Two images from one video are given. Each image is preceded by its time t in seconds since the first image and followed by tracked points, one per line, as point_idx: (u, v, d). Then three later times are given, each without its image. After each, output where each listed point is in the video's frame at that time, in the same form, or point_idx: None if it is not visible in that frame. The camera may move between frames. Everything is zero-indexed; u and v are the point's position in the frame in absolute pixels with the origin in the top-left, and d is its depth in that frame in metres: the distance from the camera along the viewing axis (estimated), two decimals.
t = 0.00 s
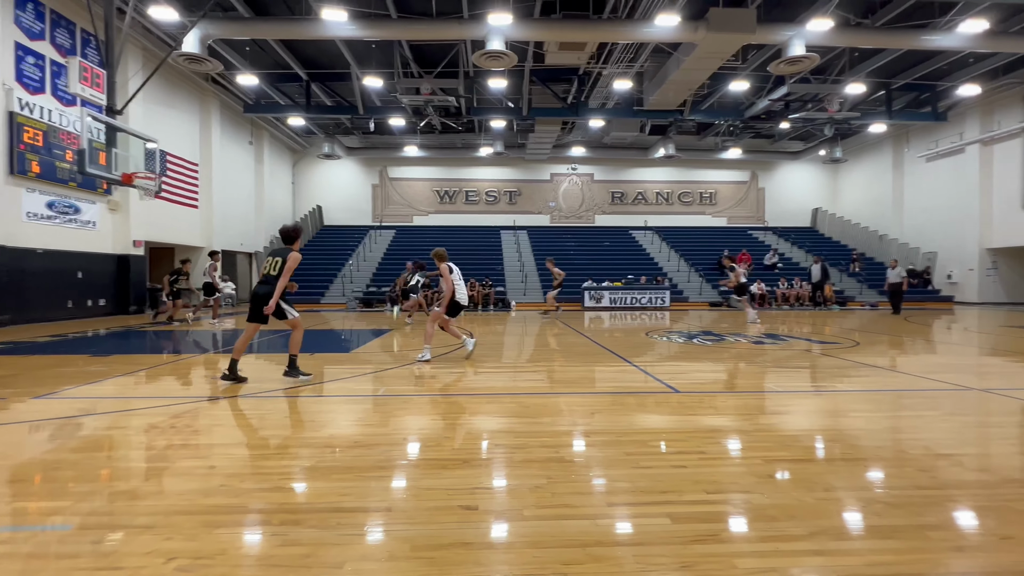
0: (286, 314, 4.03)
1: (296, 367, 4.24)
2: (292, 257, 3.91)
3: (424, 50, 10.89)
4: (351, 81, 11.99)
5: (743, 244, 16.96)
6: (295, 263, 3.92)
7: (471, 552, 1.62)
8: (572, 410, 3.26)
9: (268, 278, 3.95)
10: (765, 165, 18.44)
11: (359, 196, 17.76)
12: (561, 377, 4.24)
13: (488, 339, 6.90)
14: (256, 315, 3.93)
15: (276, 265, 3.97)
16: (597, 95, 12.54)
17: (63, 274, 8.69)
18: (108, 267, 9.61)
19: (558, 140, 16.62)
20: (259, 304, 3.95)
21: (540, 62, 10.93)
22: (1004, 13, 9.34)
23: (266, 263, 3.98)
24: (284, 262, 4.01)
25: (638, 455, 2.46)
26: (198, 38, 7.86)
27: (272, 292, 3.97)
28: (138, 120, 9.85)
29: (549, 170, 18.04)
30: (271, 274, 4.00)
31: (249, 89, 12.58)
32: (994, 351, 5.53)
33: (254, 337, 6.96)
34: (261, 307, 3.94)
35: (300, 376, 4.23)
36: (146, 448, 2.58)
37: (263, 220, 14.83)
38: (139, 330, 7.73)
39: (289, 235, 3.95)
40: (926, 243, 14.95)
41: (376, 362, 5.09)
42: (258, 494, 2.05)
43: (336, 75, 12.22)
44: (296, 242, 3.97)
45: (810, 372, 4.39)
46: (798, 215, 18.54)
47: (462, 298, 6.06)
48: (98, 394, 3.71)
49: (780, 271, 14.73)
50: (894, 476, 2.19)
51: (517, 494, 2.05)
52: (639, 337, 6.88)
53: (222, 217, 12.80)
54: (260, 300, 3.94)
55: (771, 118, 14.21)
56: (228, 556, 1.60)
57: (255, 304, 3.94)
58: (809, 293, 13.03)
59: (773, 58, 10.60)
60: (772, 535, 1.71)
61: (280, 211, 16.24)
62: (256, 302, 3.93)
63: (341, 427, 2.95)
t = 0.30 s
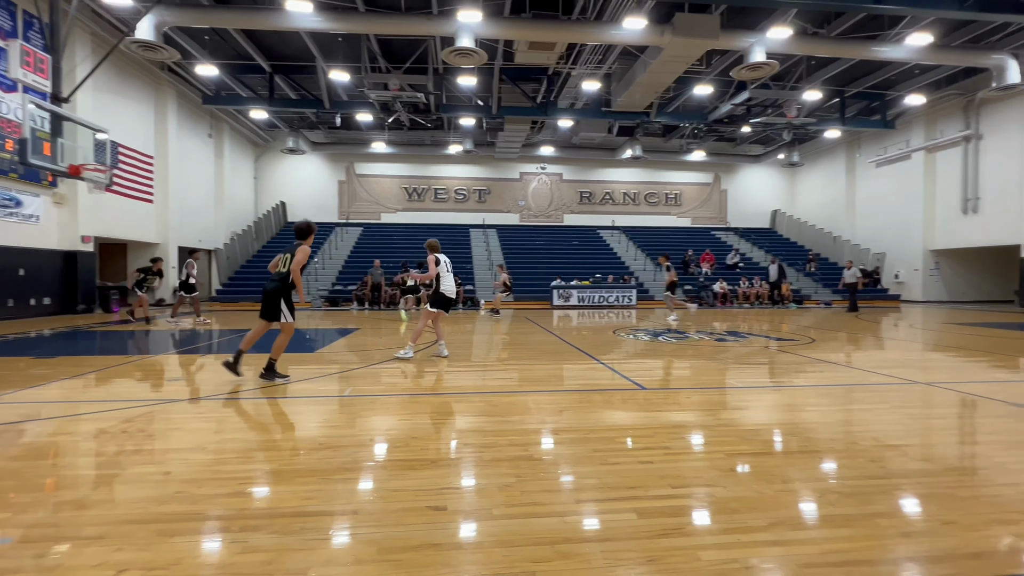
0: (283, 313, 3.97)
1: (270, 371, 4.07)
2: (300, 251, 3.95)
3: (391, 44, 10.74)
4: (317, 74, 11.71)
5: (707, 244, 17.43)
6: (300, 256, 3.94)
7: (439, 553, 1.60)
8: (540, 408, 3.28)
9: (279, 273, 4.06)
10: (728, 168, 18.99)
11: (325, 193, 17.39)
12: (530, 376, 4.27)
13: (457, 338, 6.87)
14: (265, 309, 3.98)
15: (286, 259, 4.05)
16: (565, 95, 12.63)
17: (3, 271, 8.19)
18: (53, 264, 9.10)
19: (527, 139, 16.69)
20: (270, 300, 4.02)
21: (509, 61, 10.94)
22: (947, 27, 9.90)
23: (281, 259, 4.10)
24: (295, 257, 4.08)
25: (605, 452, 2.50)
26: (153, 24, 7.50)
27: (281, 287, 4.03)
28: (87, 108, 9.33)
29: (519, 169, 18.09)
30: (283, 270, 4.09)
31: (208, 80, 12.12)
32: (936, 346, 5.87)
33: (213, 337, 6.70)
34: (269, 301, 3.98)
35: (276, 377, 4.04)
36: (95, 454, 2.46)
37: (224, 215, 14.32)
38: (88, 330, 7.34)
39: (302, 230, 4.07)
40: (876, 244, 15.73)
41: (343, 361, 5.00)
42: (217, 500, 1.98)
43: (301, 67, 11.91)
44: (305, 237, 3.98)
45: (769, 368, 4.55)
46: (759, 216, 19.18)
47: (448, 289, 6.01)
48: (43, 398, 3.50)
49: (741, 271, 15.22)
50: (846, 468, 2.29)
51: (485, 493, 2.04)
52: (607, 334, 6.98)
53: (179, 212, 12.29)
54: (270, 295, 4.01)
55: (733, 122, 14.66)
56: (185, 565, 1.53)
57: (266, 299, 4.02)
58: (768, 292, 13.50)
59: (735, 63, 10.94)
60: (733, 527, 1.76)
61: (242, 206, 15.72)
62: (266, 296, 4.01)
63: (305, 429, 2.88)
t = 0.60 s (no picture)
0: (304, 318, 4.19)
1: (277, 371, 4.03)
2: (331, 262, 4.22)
3: (374, 41, 10.65)
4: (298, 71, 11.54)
5: (688, 244, 17.65)
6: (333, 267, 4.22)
7: (423, 555, 1.59)
8: (524, 408, 3.29)
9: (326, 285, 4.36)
10: (709, 169, 19.25)
11: (305, 191, 17.14)
12: (513, 376, 4.27)
13: (441, 338, 6.84)
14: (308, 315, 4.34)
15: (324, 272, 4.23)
16: (549, 96, 12.68)
17: None
18: (22, 263, 8.80)
19: (511, 139, 16.71)
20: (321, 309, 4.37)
21: (493, 60, 10.94)
22: (920, 34, 10.19)
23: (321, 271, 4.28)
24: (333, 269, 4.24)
25: (589, 451, 2.51)
26: (128, 18, 7.29)
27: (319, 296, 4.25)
28: (57, 103, 9.04)
29: (503, 169, 18.10)
30: (324, 280, 4.29)
31: (185, 75, 11.84)
32: (908, 344, 6.05)
33: (190, 338, 6.55)
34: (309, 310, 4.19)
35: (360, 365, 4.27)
36: (66, 459, 2.38)
37: (202, 214, 14.01)
38: (58, 331, 7.13)
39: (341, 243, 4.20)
40: (851, 245, 16.12)
41: (325, 362, 4.95)
42: (194, 504, 1.94)
43: (281, 64, 11.72)
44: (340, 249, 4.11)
45: (749, 367, 4.62)
46: (738, 217, 19.48)
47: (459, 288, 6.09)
48: (11, 402, 3.39)
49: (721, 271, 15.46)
50: (823, 464, 2.34)
51: (469, 493, 2.04)
52: (590, 334, 7.03)
53: (154, 210, 11.98)
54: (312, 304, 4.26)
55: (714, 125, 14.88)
56: (160, 572, 1.49)
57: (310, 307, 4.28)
58: (747, 292, 13.74)
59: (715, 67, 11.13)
60: (714, 525, 1.79)
61: (220, 204, 15.41)
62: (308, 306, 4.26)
63: (286, 431, 2.84)
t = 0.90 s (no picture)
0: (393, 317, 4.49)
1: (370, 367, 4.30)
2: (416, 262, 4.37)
3: (370, 42, 10.66)
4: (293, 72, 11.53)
5: (684, 245, 17.71)
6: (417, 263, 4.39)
7: (419, 556, 1.59)
8: (519, 409, 3.29)
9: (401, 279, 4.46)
10: (704, 171, 19.33)
11: (301, 193, 17.09)
12: (509, 377, 4.27)
13: (436, 339, 6.83)
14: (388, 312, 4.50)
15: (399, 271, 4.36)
16: (545, 98, 12.72)
17: None
18: (15, 265, 8.73)
19: (507, 141, 16.73)
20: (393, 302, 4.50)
21: (489, 62, 10.96)
22: (912, 38, 10.28)
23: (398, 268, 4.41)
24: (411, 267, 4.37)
25: (584, 452, 2.52)
26: (123, 19, 7.26)
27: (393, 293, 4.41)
28: (50, 103, 8.98)
29: (498, 171, 18.11)
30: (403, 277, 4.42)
31: (180, 76, 11.77)
32: (901, 345, 6.09)
33: (185, 340, 6.52)
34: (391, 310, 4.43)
35: (371, 365, 4.16)
36: (59, 462, 2.36)
37: (196, 215, 13.93)
38: (51, 333, 7.08)
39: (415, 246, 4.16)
40: (845, 246, 16.23)
41: (321, 363, 4.94)
42: (189, 506, 1.93)
43: (276, 65, 11.70)
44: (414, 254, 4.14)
45: (744, 368, 4.65)
46: (734, 219, 19.55)
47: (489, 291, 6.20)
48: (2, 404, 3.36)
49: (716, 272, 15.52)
50: (817, 463, 2.36)
51: (465, 495, 2.04)
52: (586, 335, 7.04)
53: (148, 212, 11.92)
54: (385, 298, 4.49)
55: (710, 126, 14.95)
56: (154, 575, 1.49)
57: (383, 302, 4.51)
58: (742, 293, 13.81)
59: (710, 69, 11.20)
60: (709, 524, 1.79)
61: (215, 206, 15.34)
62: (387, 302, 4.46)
63: (282, 432, 2.83)
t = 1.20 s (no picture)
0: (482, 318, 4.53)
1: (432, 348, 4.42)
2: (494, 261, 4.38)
3: (367, 44, 10.67)
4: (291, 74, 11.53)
5: (682, 246, 17.72)
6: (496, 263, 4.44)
7: (417, 558, 1.59)
8: (518, 411, 3.28)
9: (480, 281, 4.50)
10: (702, 172, 19.37)
11: (299, 194, 17.08)
12: (508, 378, 4.27)
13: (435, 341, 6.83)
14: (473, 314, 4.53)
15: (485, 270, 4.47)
16: (542, 99, 12.74)
17: None
18: (12, 267, 8.71)
19: (505, 142, 16.74)
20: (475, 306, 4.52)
21: (486, 64, 10.97)
22: (908, 39, 10.32)
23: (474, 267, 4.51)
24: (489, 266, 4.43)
25: (583, 453, 2.52)
26: (120, 20, 7.25)
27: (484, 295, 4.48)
28: (47, 104, 8.96)
29: (497, 172, 18.11)
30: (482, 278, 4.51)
31: (177, 77, 11.74)
32: (899, 345, 6.11)
33: (183, 342, 6.50)
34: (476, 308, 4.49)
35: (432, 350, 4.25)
36: (56, 465, 2.36)
37: (194, 217, 13.91)
38: (48, 336, 7.06)
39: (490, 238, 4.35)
40: (842, 247, 16.27)
41: (319, 365, 4.92)
42: (186, 509, 1.92)
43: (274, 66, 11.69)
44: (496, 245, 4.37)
45: (743, 368, 4.64)
46: (732, 219, 19.58)
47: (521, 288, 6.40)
48: None
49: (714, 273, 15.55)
50: (815, 464, 2.36)
51: (464, 496, 2.04)
52: (584, 336, 7.05)
53: (146, 214, 11.89)
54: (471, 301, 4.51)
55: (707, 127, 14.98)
56: None
57: (470, 306, 4.52)
58: (741, 293, 13.82)
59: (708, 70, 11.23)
60: (708, 525, 1.79)
61: (212, 208, 15.31)
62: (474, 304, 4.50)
63: (280, 434, 2.82)
